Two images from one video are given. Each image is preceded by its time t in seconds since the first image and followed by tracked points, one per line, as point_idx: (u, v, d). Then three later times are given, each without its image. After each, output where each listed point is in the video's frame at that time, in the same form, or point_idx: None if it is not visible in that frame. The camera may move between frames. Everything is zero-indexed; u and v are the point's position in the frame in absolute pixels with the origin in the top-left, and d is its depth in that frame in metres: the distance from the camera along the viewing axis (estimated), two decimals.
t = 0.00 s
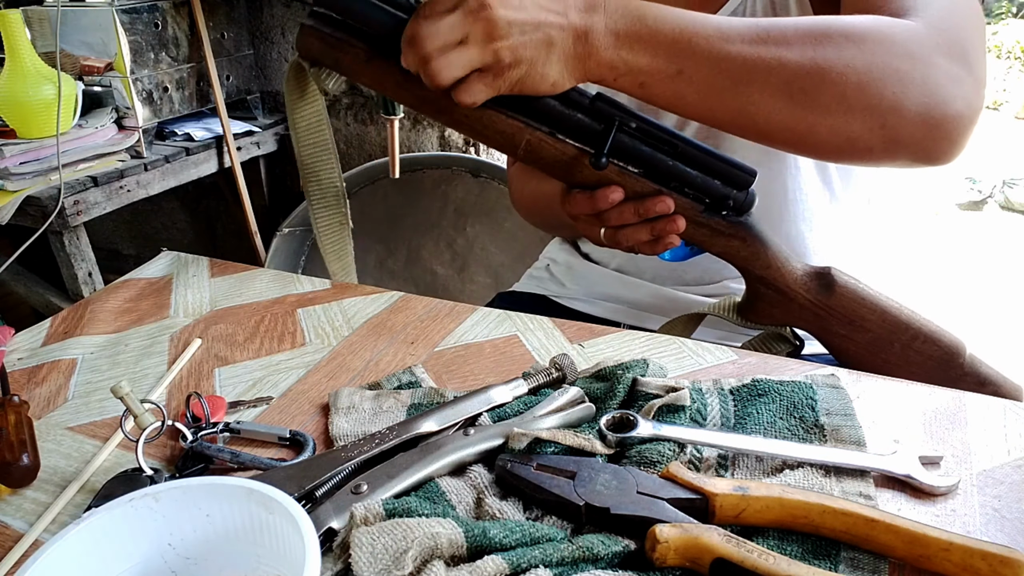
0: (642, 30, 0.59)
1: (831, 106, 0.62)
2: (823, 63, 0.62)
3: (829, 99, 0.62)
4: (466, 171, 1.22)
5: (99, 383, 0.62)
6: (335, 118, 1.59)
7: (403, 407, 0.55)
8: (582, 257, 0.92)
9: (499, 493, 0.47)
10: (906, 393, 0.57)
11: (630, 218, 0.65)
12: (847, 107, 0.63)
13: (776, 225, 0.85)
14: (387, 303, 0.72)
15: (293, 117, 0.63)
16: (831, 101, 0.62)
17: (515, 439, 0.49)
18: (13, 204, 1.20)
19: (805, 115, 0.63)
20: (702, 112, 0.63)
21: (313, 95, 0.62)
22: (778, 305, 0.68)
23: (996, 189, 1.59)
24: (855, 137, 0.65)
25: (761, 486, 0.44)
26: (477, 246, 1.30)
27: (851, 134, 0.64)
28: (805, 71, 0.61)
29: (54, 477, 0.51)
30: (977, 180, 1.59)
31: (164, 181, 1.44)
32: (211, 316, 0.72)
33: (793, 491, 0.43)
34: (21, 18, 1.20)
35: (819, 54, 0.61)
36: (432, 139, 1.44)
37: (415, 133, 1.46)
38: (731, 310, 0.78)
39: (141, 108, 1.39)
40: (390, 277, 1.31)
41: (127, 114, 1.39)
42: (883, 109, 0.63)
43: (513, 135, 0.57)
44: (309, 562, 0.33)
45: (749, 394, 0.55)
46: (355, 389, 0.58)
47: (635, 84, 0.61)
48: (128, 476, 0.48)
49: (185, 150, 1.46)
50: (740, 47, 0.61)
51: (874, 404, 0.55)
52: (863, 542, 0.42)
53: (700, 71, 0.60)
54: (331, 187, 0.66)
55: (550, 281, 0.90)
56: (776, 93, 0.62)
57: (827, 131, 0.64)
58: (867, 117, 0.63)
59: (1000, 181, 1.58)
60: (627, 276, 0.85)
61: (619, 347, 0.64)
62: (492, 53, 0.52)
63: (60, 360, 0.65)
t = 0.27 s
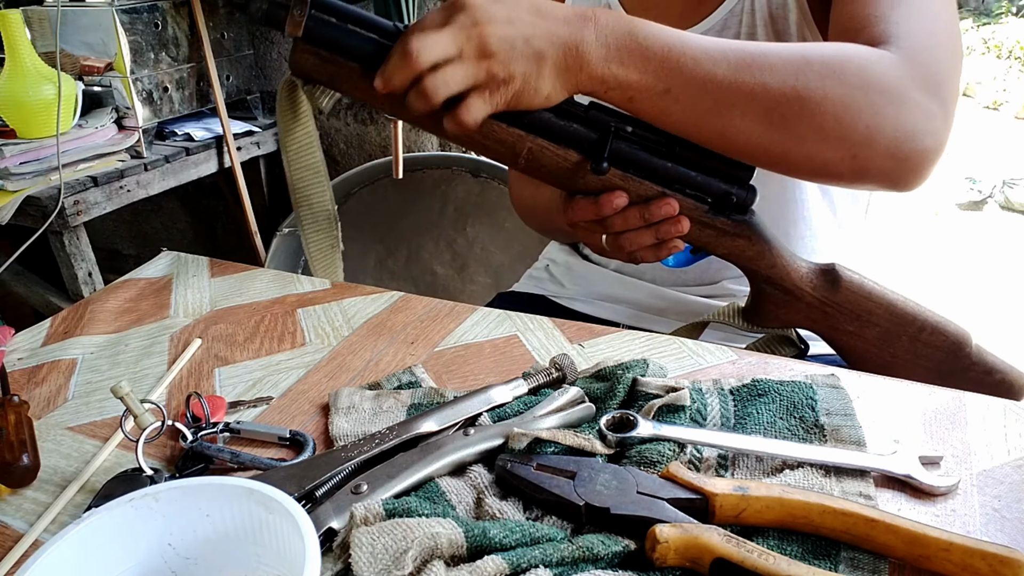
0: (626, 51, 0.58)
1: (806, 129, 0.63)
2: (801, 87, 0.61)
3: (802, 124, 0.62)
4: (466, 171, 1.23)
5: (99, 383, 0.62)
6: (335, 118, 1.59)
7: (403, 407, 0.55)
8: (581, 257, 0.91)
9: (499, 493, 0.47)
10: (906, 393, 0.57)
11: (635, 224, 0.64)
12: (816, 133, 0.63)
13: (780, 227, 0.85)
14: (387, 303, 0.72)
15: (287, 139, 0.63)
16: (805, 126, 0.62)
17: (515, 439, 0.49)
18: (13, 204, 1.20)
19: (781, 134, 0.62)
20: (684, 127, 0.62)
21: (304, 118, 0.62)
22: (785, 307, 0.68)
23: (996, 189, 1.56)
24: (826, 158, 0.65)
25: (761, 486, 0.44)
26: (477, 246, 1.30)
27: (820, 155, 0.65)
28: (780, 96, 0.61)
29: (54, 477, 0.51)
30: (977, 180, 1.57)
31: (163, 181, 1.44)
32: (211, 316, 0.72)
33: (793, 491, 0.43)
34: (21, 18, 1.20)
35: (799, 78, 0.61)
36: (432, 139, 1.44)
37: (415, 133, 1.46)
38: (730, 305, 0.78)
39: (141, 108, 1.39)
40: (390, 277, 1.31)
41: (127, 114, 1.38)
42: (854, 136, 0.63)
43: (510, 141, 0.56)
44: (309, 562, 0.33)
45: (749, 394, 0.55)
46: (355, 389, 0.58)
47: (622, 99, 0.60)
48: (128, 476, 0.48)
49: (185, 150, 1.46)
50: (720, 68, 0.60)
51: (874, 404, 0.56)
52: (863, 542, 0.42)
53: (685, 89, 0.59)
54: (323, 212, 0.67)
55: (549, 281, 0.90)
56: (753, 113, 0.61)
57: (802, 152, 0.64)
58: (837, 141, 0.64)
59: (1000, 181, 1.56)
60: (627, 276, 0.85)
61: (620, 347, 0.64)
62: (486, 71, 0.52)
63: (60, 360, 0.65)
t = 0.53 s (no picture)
0: (661, 105, 0.55)
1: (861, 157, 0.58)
2: (854, 114, 0.57)
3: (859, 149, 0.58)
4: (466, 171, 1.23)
5: (99, 383, 0.62)
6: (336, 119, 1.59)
7: (403, 407, 0.55)
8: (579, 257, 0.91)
9: (499, 493, 0.47)
10: (906, 393, 0.57)
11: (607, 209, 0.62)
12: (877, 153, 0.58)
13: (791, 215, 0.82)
14: (387, 303, 0.72)
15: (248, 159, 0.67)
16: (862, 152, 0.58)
17: (515, 439, 0.49)
18: (13, 204, 1.20)
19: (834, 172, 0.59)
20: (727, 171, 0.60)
21: (260, 139, 0.65)
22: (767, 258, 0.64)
23: (995, 189, 1.64)
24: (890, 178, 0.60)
25: (761, 486, 0.44)
26: (476, 246, 1.31)
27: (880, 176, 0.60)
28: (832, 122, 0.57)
29: (54, 477, 0.51)
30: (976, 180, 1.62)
31: (164, 182, 1.44)
32: (211, 316, 0.72)
33: (793, 491, 0.43)
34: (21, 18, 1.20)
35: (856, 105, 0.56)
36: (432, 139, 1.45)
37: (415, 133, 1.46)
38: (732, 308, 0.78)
39: (141, 108, 1.39)
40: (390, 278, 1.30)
41: (127, 115, 1.38)
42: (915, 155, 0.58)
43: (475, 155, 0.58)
44: (309, 562, 0.33)
45: (749, 394, 0.55)
46: (355, 389, 0.58)
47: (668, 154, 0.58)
48: (128, 477, 0.48)
49: (185, 150, 1.46)
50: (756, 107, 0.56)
51: (874, 404, 0.56)
52: (863, 542, 0.42)
53: (732, 133, 0.57)
54: (301, 225, 0.73)
55: (548, 281, 0.90)
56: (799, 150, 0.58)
57: (862, 180, 0.59)
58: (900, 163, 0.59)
59: (1000, 181, 1.64)
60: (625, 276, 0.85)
61: (620, 347, 0.64)
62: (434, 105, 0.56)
63: (60, 360, 0.65)
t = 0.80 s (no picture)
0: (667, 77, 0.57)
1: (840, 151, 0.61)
2: (836, 107, 0.60)
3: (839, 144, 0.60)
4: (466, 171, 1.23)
5: (99, 383, 0.62)
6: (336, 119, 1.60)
7: (403, 407, 0.55)
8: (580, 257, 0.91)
9: (499, 493, 0.47)
10: (907, 393, 0.57)
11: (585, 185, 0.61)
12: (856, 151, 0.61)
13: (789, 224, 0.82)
14: (387, 303, 0.72)
15: (246, 145, 0.72)
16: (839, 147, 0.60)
17: (515, 439, 0.49)
18: (13, 204, 1.20)
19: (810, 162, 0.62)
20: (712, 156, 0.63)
21: (260, 123, 0.71)
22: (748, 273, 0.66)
23: (995, 189, 1.64)
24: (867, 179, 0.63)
25: (761, 486, 0.44)
26: (476, 246, 1.32)
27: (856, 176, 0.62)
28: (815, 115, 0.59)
29: (54, 477, 0.51)
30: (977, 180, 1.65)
31: (164, 182, 1.44)
32: (211, 316, 0.72)
33: (793, 491, 0.43)
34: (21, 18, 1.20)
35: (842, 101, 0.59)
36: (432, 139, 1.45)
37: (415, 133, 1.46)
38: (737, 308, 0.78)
39: (141, 108, 1.39)
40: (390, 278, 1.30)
41: (127, 114, 1.39)
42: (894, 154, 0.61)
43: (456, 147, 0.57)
44: (309, 562, 0.33)
45: (749, 394, 0.55)
46: (355, 389, 0.58)
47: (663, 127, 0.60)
48: (128, 477, 0.48)
49: (185, 150, 1.46)
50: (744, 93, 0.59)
51: (874, 403, 0.56)
52: (863, 542, 0.42)
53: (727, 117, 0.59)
54: (295, 218, 0.77)
55: (548, 282, 0.90)
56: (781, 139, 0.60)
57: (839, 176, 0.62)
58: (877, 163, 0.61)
59: (1000, 181, 1.64)
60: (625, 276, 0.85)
61: (620, 347, 0.64)
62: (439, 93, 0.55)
63: (60, 360, 0.65)
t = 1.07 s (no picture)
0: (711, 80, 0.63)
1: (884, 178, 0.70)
2: (888, 142, 0.69)
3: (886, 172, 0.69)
4: (466, 171, 1.23)
5: (99, 383, 0.62)
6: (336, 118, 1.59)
7: (403, 407, 0.55)
8: (580, 257, 0.91)
9: (499, 493, 0.47)
10: (907, 393, 0.57)
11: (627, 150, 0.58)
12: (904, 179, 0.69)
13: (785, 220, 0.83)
14: (387, 303, 0.72)
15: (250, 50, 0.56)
16: (882, 179, 0.70)
17: (515, 439, 0.49)
18: (13, 204, 1.20)
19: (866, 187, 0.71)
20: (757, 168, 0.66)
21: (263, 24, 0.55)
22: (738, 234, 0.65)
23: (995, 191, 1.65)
24: (897, 203, 0.72)
25: (761, 486, 0.43)
26: (476, 246, 1.31)
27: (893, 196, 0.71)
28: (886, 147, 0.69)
29: (54, 477, 0.51)
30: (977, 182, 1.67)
31: (164, 182, 1.44)
32: (211, 316, 0.72)
33: (793, 491, 0.43)
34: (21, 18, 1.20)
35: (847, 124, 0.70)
36: (432, 139, 1.45)
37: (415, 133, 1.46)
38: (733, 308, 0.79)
39: (141, 108, 1.39)
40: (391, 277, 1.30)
41: (127, 114, 1.39)
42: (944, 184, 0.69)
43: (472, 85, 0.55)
44: (309, 562, 0.33)
45: (749, 394, 0.55)
46: (355, 389, 0.58)
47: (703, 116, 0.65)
48: (128, 476, 0.48)
49: (185, 150, 1.46)
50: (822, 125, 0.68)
51: (874, 404, 0.56)
52: (863, 542, 0.42)
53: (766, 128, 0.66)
54: (308, 123, 0.61)
55: (548, 282, 0.90)
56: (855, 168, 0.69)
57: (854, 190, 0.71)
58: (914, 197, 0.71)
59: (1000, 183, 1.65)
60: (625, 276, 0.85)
61: (619, 347, 0.64)
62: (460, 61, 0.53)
63: (60, 360, 0.65)
